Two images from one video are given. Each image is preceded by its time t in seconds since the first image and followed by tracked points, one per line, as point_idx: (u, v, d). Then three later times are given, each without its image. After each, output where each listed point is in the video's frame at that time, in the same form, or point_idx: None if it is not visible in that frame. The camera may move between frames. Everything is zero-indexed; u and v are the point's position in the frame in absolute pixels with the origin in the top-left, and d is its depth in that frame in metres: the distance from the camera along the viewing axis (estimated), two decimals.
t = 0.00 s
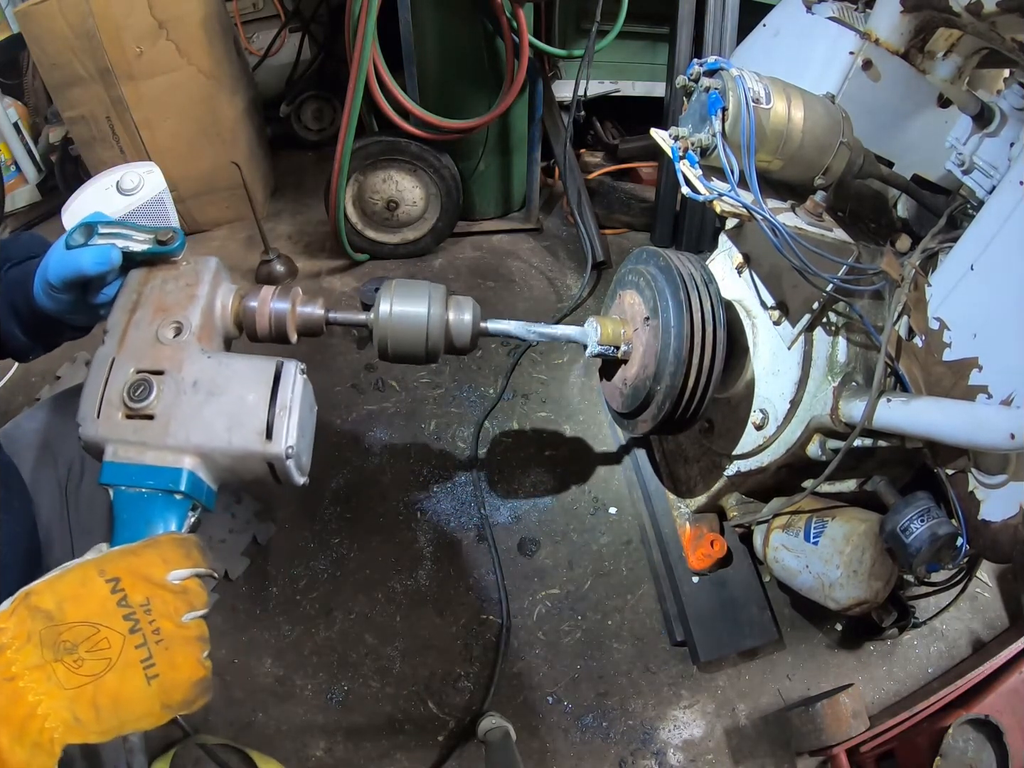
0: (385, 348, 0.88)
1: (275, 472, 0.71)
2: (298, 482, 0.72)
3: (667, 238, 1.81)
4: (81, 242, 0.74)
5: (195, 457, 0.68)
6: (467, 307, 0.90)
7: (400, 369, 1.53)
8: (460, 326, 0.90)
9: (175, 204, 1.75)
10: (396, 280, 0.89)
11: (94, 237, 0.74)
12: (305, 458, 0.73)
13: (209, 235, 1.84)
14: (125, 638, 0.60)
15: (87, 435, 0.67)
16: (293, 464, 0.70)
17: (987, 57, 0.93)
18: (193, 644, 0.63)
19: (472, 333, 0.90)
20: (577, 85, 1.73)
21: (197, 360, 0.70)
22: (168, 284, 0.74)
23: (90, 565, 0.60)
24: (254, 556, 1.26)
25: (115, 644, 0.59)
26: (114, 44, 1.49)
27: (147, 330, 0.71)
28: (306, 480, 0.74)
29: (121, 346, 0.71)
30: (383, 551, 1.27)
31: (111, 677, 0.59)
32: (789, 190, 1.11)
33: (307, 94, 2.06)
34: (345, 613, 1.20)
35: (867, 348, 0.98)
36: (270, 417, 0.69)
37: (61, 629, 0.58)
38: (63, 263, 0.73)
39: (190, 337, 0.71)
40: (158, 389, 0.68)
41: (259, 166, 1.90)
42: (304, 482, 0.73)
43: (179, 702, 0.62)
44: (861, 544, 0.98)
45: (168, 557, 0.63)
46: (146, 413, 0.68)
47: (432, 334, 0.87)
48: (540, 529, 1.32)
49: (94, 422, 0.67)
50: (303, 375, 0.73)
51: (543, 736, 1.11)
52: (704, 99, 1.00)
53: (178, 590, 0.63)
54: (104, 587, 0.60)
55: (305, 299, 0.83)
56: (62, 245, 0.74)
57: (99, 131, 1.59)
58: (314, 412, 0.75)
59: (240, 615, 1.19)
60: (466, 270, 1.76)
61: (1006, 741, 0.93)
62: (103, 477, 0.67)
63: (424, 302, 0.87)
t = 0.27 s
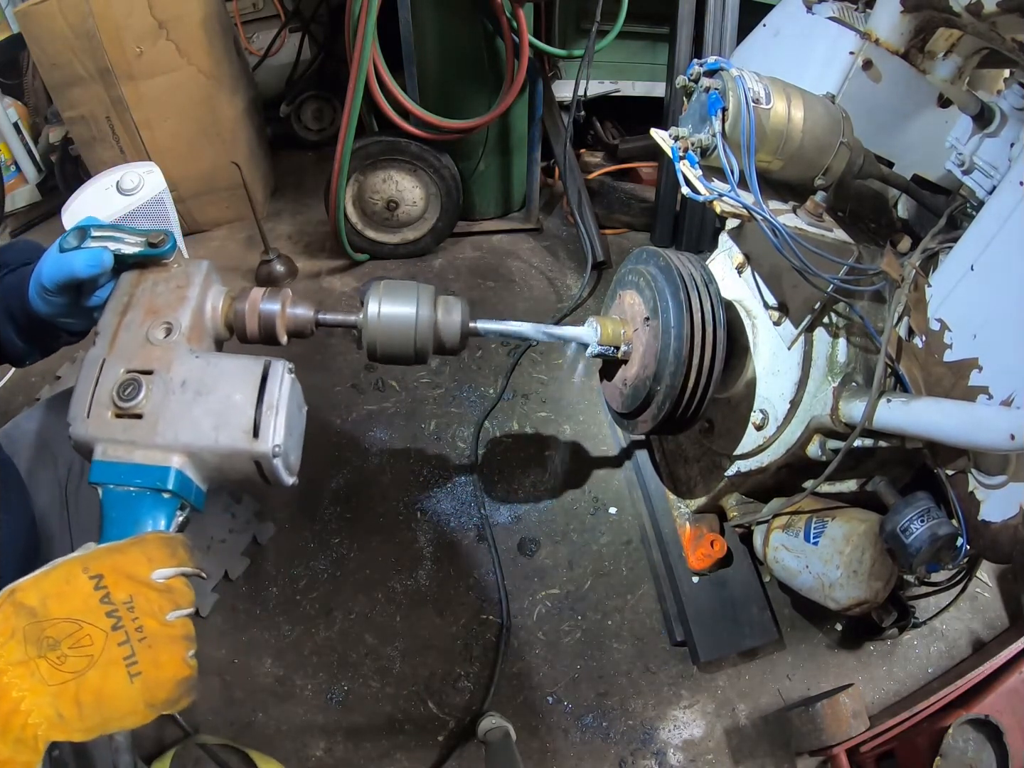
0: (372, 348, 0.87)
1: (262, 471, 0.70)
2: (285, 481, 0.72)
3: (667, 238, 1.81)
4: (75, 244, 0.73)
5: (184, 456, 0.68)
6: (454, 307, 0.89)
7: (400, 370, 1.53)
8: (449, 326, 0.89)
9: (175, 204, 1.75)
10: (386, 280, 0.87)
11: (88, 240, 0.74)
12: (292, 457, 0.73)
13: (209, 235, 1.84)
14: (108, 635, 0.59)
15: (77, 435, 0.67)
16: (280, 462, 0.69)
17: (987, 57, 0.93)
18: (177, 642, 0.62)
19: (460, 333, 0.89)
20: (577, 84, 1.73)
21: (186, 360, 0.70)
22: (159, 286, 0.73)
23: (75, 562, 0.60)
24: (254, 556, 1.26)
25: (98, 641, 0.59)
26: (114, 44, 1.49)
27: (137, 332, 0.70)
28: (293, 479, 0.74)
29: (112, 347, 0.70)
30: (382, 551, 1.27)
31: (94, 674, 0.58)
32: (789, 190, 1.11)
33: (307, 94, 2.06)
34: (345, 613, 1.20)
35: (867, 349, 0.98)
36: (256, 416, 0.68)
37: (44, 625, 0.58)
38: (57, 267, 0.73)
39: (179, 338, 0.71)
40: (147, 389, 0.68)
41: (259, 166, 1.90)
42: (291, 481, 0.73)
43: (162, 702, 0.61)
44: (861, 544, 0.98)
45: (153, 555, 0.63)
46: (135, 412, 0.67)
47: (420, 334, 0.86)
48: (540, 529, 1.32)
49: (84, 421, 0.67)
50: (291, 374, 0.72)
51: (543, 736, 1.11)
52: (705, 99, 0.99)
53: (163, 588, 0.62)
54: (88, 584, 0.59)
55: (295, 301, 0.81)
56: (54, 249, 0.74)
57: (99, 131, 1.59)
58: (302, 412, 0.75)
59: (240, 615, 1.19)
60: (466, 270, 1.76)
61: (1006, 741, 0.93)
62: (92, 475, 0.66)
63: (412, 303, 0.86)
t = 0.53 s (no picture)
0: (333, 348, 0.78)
1: (219, 470, 0.65)
2: (245, 480, 0.67)
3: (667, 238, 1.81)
4: (45, 245, 0.71)
5: (143, 454, 0.63)
6: (416, 305, 0.78)
7: (400, 369, 1.53)
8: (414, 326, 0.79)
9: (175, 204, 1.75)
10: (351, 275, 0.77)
11: (57, 239, 0.71)
12: (253, 456, 0.68)
13: (209, 235, 1.84)
14: (60, 626, 0.60)
15: (41, 434, 0.62)
16: (237, 461, 0.64)
17: (987, 57, 0.93)
18: (130, 635, 0.63)
19: (420, 333, 0.78)
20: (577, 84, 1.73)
21: (149, 357, 0.65)
22: (126, 285, 0.69)
23: (29, 552, 0.59)
24: (254, 556, 1.26)
25: (51, 632, 0.60)
26: (114, 44, 1.49)
27: (102, 331, 0.65)
28: (255, 478, 0.69)
29: (78, 345, 0.65)
30: (382, 551, 1.27)
31: (46, 664, 0.60)
32: (789, 190, 1.11)
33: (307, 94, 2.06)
34: (345, 613, 1.20)
35: (867, 349, 0.99)
36: (213, 415, 0.63)
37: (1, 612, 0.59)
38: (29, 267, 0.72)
39: (143, 336, 0.66)
40: (110, 387, 0.63)
41: (259, 166, 1.90)
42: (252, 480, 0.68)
43: (116, 691, 0.62)
44: (861, 545, 0.98)
45: (107, 549, 0.60)
46: (97, 409, 0.63)
47: (379, 336, 0.76)
48: (540, 528, 1.32)
49: (48, 419, 0.62)
50: (251, 373, 0.67)
51: (543, 736, 1.11)
52: (704, 99, 0.99)
53: (116, 582, 0.61)
54: (41, 577, 0.59)
55: (259, 297, 0.74)
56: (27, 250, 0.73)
57: (99, 131, 1.59)
58: (264, 409, 0.69)
59: (241, 615, 1.19)
60: (466, 270, 1.76)
61: (1006, 741, 0.93)
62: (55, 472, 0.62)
63: (371, 301, 0.76)
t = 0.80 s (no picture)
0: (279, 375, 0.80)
1: (176, 486, 0.70)
2: (200, 494, 0.72)
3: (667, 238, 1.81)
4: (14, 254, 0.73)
5: (105, 466, 0.68)
6: (363, 342, 0.82)
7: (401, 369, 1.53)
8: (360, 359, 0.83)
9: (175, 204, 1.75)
10: (302, 312, 0.81)
11: (27, 250, 0.73)
12: (207, 472, 0.73)
13: (209, 235, 1.84)
14: (17, 625, 0.60)
15: (6, 440, 0.67)
16: (193, 478, 0.70)
17: (987, 57, 0.93)
18: (85, 634, 0.64)
19: (367, 367, 0.82)
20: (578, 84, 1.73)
21: (113, 375, 0.69)
22: (93, 302, 0.72)
23: None
24: (254, 556, 1.26)
25: (9, 631, 0.60)
26: (114, 44, 1.49)
27: (68, 345, 0.70)
28: (208, 492, 0.74)
29: (45, 357, 0.69)
30: (382, 551, 1.27)
31: (4, 661, 0.59)
32: (790, 190, 1.11)
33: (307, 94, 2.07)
34: (345, 613, 1.20)
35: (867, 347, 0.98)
36: (172, 434, 0.68)
37: None
38: None
39: (107, 353, 0.70)
40: (76, 401, 0.68)
41: (259, 166, 1.90)
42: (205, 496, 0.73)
43: (72, 690, 0.62)
44: (861, 545, 0.98)
45: (60, 551, 0.63)
46: (61, 422, 0.67)
47: (328, 369, 0.80)
48: (539, 528, 1.32)
49: (13, 428, 0.67)
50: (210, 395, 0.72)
51: (543, 736, 1.11)
52: (704, 99, 1.00)
53: (70, 584, 0.64)
54: None
55: (219, 324, 0.77)
56: None
57: (99, 131, 1.59)
58: (219, 429, 0.75)
59: (241, 615, 1.19)
60: (466, 270, 1.76)
61: (1006, 741, 0.93)
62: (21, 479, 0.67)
63: (322, 335, 0.79)
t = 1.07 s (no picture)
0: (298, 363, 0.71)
1: (186, 481, 0.68)
2: (211, 491, 0.70)
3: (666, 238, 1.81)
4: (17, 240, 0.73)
5: (110, 462, 0.65)
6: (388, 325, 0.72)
7: (400, 369, 1.53)
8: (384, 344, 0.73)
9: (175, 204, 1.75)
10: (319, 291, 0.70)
11: (30, 236, 0.72)
12: (218, 467, 0.70)
13: (209, 235, 1.84)
14: (16, 634, 0.59)
15: (9, 436, 0.65)
16: (203, 474, 0.67)
17: (987, 58, 0.93)
18: (89, 641, 0.62)
19: (393, 354, 0.72)
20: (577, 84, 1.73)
21: (117, 366, 0.66)
22: (96, 289, 0.70)
23: None
24: (254, 556, 1.26)
25: (8, 640, 0.58)
26: (114, 44, 1.49)
27: (71, 335, 0.67)
28: (221, 487, 0.72)
29: (47, 348, 0.67)
30: (382, 551, 1.27)
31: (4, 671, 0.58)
32: (790, 190, 1.11)
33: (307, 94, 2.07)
34: (345, 613, 1.20)
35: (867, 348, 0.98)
36: (181, 427, 0.66)
37: None
38: None
39: (111, 342, 0.67)
40: (78, 394, 0.65)
41: (259, 166, 1.90)
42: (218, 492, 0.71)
43: (77, 700, 0.60)
44: (861, 545, 0.98)
45: (60, 554, 0.61)
46: (64, 416, 0.65)
47: (349, 356, 0.70)
48: (540, 529, 1.32)
49: (16, 423, 0.65)
50: (221, 385, 0.69)
51: (543, 736, 1.11)
52: (704, 99, 1.00)
53: (71, 588, 0.62)
54: None
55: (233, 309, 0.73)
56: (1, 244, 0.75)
57: (99, 131, 1.59)
58: (231, 421, 0.72)
59: (241, 615, 1.19)
60: (466, 270, 1.76)
61: (1006, 741, 0.93)
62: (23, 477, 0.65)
63: (342, 318, 0.69)
